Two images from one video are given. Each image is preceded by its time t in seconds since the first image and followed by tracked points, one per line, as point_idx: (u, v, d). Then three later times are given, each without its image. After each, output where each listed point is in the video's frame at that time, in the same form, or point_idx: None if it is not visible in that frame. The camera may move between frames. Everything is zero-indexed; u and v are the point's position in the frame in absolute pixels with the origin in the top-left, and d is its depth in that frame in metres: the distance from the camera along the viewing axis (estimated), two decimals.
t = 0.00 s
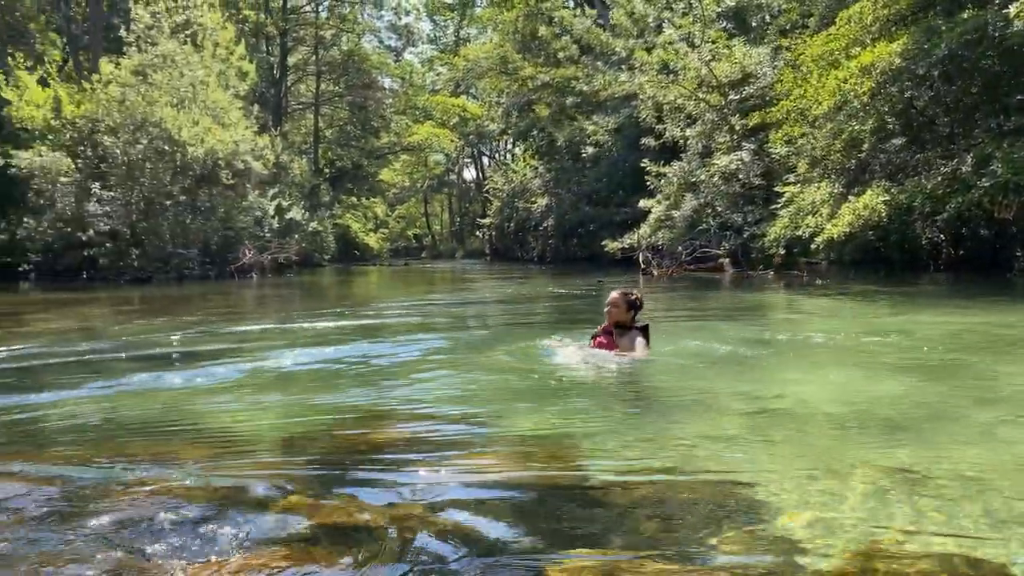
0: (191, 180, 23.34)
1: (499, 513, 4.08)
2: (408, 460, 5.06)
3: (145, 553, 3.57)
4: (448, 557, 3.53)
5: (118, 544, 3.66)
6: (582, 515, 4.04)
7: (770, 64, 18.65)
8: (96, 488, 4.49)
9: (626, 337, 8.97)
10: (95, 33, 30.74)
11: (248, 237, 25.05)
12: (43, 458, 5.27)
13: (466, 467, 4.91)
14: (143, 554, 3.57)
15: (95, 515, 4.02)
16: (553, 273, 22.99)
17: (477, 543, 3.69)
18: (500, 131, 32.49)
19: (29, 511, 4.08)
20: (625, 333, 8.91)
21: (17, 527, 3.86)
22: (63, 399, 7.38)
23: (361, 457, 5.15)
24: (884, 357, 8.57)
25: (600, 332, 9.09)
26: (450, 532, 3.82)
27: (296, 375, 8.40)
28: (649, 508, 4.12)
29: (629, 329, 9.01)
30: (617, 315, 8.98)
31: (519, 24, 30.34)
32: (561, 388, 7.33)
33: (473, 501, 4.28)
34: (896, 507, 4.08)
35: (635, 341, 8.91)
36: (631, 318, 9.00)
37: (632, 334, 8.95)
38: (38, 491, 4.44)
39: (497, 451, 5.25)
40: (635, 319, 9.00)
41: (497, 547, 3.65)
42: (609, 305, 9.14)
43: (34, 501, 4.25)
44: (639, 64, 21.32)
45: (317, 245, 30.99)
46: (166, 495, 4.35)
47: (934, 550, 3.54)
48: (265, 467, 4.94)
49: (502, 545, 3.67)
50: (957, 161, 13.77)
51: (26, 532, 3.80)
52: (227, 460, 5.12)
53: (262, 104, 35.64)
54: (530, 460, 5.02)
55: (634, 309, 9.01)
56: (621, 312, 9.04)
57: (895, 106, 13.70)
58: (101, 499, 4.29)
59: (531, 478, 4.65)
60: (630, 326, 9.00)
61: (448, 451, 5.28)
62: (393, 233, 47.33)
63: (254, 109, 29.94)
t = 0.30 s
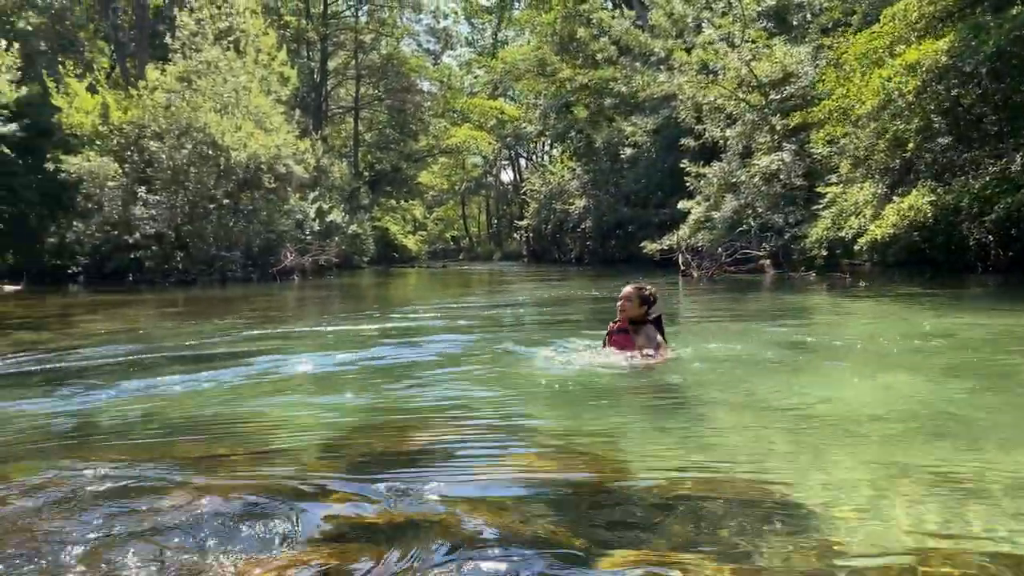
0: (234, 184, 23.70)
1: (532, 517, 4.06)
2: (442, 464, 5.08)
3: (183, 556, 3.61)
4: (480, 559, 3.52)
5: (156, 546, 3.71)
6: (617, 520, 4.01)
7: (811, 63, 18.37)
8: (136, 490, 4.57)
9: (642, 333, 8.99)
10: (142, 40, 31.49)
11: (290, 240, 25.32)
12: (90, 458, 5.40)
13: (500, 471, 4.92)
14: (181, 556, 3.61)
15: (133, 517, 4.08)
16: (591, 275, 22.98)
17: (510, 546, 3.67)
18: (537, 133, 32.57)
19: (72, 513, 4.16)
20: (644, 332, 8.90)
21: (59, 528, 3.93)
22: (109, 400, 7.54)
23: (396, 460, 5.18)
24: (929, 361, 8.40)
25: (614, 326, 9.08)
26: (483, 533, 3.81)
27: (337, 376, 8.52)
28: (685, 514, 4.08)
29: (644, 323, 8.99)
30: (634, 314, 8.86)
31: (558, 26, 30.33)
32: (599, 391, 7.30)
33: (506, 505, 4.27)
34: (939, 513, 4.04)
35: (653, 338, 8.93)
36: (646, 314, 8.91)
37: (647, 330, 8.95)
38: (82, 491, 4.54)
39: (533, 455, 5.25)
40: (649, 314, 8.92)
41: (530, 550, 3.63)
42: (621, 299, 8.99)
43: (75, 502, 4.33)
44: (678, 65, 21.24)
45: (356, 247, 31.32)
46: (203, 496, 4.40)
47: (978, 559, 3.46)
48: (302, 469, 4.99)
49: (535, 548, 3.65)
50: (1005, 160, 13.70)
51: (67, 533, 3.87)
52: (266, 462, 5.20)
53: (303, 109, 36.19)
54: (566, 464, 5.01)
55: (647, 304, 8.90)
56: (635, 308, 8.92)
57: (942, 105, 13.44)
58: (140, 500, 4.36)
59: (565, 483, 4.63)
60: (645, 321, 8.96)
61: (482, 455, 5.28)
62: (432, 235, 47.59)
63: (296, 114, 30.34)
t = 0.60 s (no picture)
0: (274, 188, 24.07)
1: (567, 519, 4.10)
2: (477, 464, 5.14)
3: (227, 555, 3.70)
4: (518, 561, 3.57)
5: (201, 546, 3.80)
6: (654, 524, 4.04)
7: (851, 62, 18.09)
8: (180, 489, 4.68)
9: (661, 340, 8.84)
10: (185, 45, 32.17)
11: (328, 242, 25.66)
12: (138, 457, 5.53)
13: (535, 472, 4.96)
14: (226, 555, 3.70)
15: (181, 514, 4.21)
16: (627, 277, 22.96)
17: (547, 547, 3.72)
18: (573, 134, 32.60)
19: (119, 511, 4.27)
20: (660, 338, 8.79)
21: (108, 526, 4.04)
22: (154, 399, 7.72)
23: (434, 461, 5.25)
24: (973, 365, 8.28)
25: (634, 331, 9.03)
26: (520, 534, 3.86)
27: (376, 377, 8.65)
28: (721, 518, 4.09)
29: (662, 330, 8.83)
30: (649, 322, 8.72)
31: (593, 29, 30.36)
32: (636, 393, 7.35)
33: (543, 507, 4.30)
34: (982, 518, 4.02)
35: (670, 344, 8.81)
36: (661, 321, 8.75)
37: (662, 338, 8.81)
38: (129, 490, 4.65)
39: (569, 457, 5.29)
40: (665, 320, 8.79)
41: (567, 552, 3.67)
42: (639, 304, 8.91)
43: (125, 498, 4.48)
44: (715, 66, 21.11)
45: (393, 249, 31.65)
46: (247, 495, 4.52)
47: (1019, 566, 3.45)
48: (340, 469, 5.09)
49: (572, 550, 3.69)
50: None
51: (116, 532, 3.97)
52: (307, 461, 5.30)
53: (341, 113, 36.62)
54: (602, 466, 5.05)
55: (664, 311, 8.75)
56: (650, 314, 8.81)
57: (987, 105, 13.17)
58: (187, 497, 4.49)
59: (600, 484, 4.66)
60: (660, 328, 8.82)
61: (518, 456, 5.33)
62: (467, 236, 47.85)
63: (334, 117, 30.72)
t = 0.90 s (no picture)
0: (311, 191, 24.34)
1: (603, 523, 4.08)
2: (511, 467, 5.13)
3: (268, 554, 3.74)
4: (554, 564, 3.55)
5: (242, 546, 3.84)
6: (694, 530, 3.98)
7: (890, 61, 17.78)
8: (217, 488, 4.72)
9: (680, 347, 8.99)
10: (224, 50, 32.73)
11: (363, 244, 25.89)
12: (179, 456, 5.60)
13: (571, 475, 4.94)
14: (264, 555, 3.74)
15: (224, 512, 4.28)
16: (661, 279, 22.88)
17: (585, 551, 3.70)
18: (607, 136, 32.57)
19: (160, 510, 4.32)
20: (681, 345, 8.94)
21: (151, 526, 4.09)
22: (193, 400, 7.82)
23: (469, 463, 5.25)
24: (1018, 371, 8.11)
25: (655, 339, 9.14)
26: (559, 537, 3.85)
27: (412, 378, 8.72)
28: (761, 525, 4.03)
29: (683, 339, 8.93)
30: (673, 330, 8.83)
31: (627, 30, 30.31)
32: (672, 396, 7.32)
33: (582, 509, 4.30)
34: None
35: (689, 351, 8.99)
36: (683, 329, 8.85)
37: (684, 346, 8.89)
38: (173, 487, 4.73)
39: (605, 461, 5.25)
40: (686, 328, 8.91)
41: (606, 556, 3.65)
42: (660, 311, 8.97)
43: (170, 496, 4.56)
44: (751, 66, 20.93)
45: (427, 252, 31.83)
46: (288, 493, 4.58)
47: None
48: (377, 470, 5.11)
49: (611, 554, 3.68)
50: None
51: (161, 529, 4.04)
52: (344, 462, 5.34)
53: (376, 116, 36.94)
54: (639, 471, 5.01)
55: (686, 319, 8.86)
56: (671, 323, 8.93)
57: None
58: (229, 495, 4.56)
59: (636, 490, 4.62)
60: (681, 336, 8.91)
61: (553, 459, 5.31)
62: (501, 239, 47.99)
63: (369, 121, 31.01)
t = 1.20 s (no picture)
0: (343, 193, 24.47)
1: (637, 526, 4.06)
2: (542, 469, 5.14)
3: (306, 554, 3.77)
4: (589, 566, 3.55)
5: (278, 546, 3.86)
6: (730, 536, 3.94)
7: (928, 60, 17.45)
8: (251, 487, 4.76)
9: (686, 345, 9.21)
10: (258, 54, 33.11)
11: (394, 246, 26.01)
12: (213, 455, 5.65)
13: (602, 478, 4.93)
14: (302, 554, 3.77)
15: (261, 510, 4.33)
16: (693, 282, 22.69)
17: (621, 555, 3.69)
18: (637, 137, 32.47)
19: (197, 509, 4.35)
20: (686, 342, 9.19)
21: (188, 525, 4.12)
22: (227, 400, 7.90)
23: (500, 464, 5.25)
24: None
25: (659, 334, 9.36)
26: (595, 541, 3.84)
27: (442, 379, 8.74)
28: (798, 531, 3.97)
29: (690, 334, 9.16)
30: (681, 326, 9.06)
31: (659, 31, 30.16)
32: (705, 399, 7.30)
33: (616, 512, 4.30)
34: None
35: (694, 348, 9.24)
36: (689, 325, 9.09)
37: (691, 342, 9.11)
38: (211, 485, 4.80)
39: (638, 464, 5.22)
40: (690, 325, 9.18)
41: (643, 561, 3.63)
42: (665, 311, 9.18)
43: (207, 493, 4.61)
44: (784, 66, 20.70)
45: (457, 253, 31.93)
46: (323, 492, 4.63)
47: None
48: (408, 471, 5.13)
49: (647, 558, 3.65)
50: None
51: (201, 528, 4.09)
52: (377, 462, 5.36)
53: (407, 119, 37.07)
54: (672, 475, 4.96)
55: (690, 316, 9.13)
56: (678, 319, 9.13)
57: None
58: (265, 494, 4.62)
59: (669, 493, 4.59)
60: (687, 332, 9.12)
61: (584, 461, 5.30)
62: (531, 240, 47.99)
63: (400, 123, 31.19)
